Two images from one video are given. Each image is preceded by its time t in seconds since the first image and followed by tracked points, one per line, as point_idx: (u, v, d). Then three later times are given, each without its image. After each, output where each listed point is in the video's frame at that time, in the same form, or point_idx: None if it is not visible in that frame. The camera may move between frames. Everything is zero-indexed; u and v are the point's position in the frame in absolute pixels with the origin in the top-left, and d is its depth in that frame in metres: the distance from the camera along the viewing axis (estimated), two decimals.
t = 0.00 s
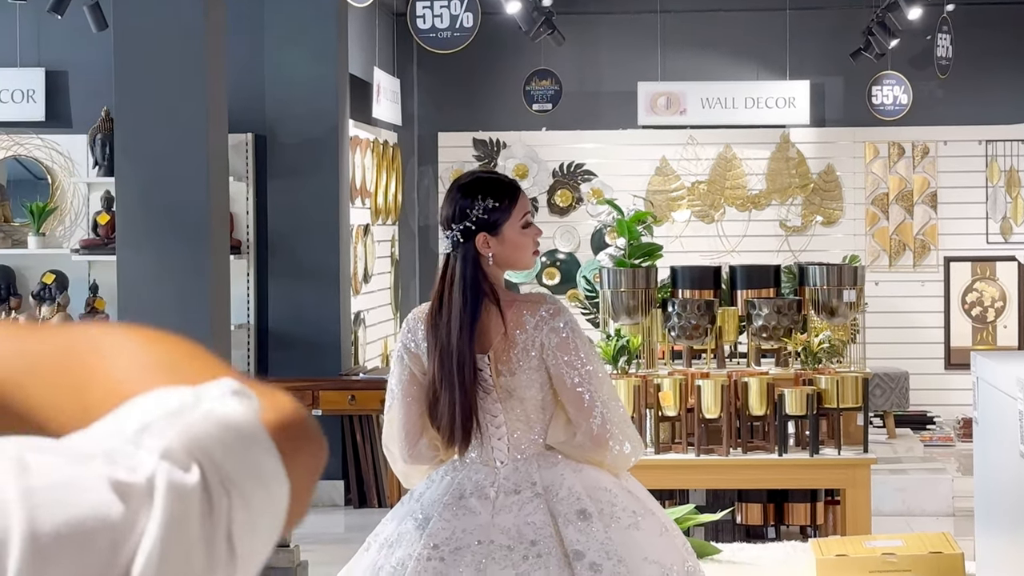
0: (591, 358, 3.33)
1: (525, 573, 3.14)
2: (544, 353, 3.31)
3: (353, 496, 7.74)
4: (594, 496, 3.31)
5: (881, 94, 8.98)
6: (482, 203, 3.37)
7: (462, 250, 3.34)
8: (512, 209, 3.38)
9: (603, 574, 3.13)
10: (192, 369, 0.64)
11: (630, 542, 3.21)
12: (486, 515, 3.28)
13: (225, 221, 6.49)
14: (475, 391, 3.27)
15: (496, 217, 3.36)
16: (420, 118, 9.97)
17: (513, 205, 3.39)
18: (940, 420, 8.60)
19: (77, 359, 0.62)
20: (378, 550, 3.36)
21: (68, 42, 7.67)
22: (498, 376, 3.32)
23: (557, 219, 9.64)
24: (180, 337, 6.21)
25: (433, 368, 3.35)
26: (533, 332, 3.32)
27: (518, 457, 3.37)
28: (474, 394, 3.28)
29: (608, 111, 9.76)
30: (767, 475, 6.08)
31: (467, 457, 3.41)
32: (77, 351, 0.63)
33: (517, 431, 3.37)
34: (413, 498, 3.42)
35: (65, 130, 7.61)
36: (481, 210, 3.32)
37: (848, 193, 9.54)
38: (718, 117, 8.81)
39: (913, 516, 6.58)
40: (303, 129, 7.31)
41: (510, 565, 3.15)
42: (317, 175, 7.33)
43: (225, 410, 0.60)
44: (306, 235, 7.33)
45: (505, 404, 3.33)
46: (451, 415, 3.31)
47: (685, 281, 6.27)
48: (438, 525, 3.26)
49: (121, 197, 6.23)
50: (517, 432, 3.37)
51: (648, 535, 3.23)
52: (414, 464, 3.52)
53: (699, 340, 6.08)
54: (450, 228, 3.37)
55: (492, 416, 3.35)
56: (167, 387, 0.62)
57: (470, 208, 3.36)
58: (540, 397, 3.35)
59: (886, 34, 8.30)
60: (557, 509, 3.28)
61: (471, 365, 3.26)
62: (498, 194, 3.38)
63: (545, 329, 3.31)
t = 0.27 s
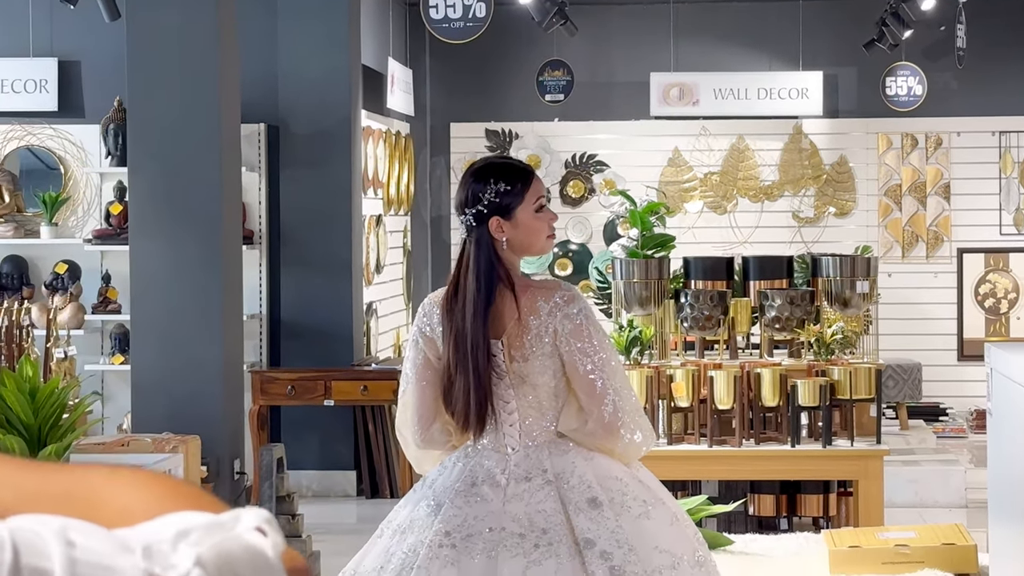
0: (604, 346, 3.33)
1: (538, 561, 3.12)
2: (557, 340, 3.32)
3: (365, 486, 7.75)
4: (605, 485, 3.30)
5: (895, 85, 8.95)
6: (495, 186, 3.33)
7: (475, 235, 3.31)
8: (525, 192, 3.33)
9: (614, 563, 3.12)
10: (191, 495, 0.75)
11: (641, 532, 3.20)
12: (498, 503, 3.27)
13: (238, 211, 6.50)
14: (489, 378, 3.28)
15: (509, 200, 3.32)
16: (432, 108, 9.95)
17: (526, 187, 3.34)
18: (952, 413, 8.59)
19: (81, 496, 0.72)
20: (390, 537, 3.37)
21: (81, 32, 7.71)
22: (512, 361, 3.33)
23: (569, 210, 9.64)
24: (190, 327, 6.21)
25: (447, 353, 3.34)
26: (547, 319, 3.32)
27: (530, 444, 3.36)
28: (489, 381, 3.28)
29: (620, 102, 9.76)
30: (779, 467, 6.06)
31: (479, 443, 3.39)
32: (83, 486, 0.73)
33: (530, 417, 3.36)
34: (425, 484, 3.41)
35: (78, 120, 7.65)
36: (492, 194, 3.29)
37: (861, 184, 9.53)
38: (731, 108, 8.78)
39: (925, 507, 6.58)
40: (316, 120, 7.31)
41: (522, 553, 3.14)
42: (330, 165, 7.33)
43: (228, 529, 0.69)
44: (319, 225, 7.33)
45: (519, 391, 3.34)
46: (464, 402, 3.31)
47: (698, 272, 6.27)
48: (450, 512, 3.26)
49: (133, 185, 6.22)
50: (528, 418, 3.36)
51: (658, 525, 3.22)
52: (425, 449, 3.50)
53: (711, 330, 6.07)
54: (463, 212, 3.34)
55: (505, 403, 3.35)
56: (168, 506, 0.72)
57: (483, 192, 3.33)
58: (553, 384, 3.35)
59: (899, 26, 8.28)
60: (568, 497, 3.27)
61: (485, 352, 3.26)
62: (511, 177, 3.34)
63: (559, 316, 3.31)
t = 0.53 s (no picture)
0: (619, 334, 3.28)
1: (550, 550, 3.10)
2: (573, 326, 3.28)
3: (384, 477, 7.77)
4: (618, 474, 3.25)
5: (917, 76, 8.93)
6: (519, 171, 3.29)
7: (496, 220, 3.28)
8: (548, 179, 3.28)
9: (626, 552, 3.08)
10: None
11: (652, 521, 3.15)
12: (510, 491, 3.24)
13: (259, 202, 6.51)
14: (505, 361, 3.25)
15: (532, 186, 3.27)
16: (452, 99, 9.94)
17: (550, 175, 3.29)
18: (972, 405, 8.57)
19: None
20: (404, 525, 3.35)
21: (103, 24, 7.76)
22: (527, 346, 3.30)
23: (589, 201, 9.62)
24: (211, 320, 6.22)
25: (464, 336, 3.32)
26: (564, 305, 3.29)
27: (542, 431, 3.33)
28: (505, 365, 3.25)
29: (640, 92, 9.74)
30: (801, 458, 6.06)
31: (492, 429, 3.37)
32: None
33: (543, 404, 3.33)
34: (438, 472, 3.39)
35: (98, 111, 7.70)
36: (515, 179, 3.24)
37: (881, 175, 9.57)
38: (751, 99, 8.80)
39: (946, 500, 6.58)
40: (336, 110, 7.33)
41: (534, 542, 3.12)
42: (352, 156, 7.36)
43: None
44: (340, 216, 7.36)
45: (533, 377, 3.31)
46: (481, 384, 3.30)
47: (718, 264, 6.26)
48: (462, 500, 3.22)
49: (154, 176, 6.25)
50: (542, 405, 3.33)
51: (670, 514, 3.17)
52: (439, 434, 3.49)
53: (731, 322, 6.07)
54: (486, 196, 3.31)
55: (519, 388, 3.32)
56: None
57: (506, 177, 3.29)
58: (567, 371, 3.32)
59: (921, 17, 8.27)
60: (580, 485, 3.23)
61: (501, 335, 3.23)
62: (535, 163, 3.29)
63: (576, 302, 3.28)
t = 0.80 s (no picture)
0: (630, 321, 3.10)
1: (559, 539, 2.94)
2: (583, 314, 3.09)
3: (404, 471, 7.80)
4: (627, 463, 3.08)
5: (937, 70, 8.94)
6: (537, 158, 3.09)
7: (510, 207, 3.09)
8: (566, 170, 3.09)
9: (636, 541, 2.93)
10: None
11: (662, 510, 3.00)
12: (518, 480, 3.06)
13: (278, 196, 6.51)
14: (511, 346, 3.08)
15: (549, 175, 3.08)
16: (472, 92, 9.94)
17: (569, 166, 3.10)
18: (991, 400, 8.57)
19: None
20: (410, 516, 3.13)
21: (123, 17, 7.81)
22: (536, 334, 3.12)
23: (609, 196, 9.61)
24: (230, 313, 6.23)
25: (472, 322, 3.14)
26: (573, 293, 3.10)
27: (550, 420, 3.14)
28: (511, 351, 3.08)
29: (659, 86, 9.73)
30: (820, 453, 6.05)
31: (499, 418, 3.18)
32: None
33: (551, 393, 3.14)
34: (444, 462, 3.17)
35: (118, 104, 7.75)
36: (533, 168, 3.06)
37: (901, 170, 9.50)
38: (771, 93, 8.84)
39: (965, 495, 6.58)
40: (354, 104, 7.36)
41: (544, 531, 2.95)
42: (372, 150, 7.40)
43: None
44: (360, 210, 7.40)
45: (541, 365, 3.11)
46: (486, 370, 3.11)
47: (738, 258, 6.22)
48: (470, 490, 3.03)
49: (172, 170, 6.25)
50: (550, 393, 3.14)
51: (680, 503, 3.02)
52: (444, 426, 3.29)
53: (750, 316, 6.07)
54: (501, 180, 3.12)
55: (526, 376, 3.11)
56: None
57: (524, 162, 3.09)
58: (577, 359, 3.13)
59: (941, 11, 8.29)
60: (588, 474, 3.06)
61: (509, 321, 3.07)
62: (556, 151, 3.10)
63: (586, 290, 3.09)
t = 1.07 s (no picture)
0: (643, 311, 3.07)
1: (572, 528, 2.91)
2: (596, 304, 3.06)
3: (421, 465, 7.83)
4: (638, 453, 3.05)
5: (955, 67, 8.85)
6: (557, 147, 3.07)
7: (526, 193, 3.07)
8: (584, 160, 3.06)
9: (648, 530, 2.91)
10: None
11: (673, 501, 2.98)
12: (531, 469, 3.04)
13: (295, 191, 6.52)
14: (524, 334, 3.04)
15: (567, 164, 3.06)
16: (489, 87, 9.95)
17: (587, 157, 3.07)
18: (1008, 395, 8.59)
19: None
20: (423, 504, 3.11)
21: (141, 11, 7.87)
22: (548, 323, 3.08)
23: (626, 191, 9.64)
24: (248, 308, 6.23)
25: (485, 309, 3.10)
26: (586, 283, 3.07)
27: (562, 409, 3.10)
28: (524, 339, 3.05)
29: (676, 81, 9.74)
30: (838, 447, 6.02)
31: (512, 407, 3.14)
32: None
33: (563, 383, 3.10)
34: (457, 451, 3.14)
35: (136, 99, 7.84)
36: (551, 156, 3.03)
37: (920, 165, 9.56)
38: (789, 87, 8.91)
39: (981, 490, 6.59)
40: (372, 100, 7.42)
41: (556, 519, 2.93)
42: (390, 145, 7.45)
43: None
44: (377, 205, 7.44)
45: (553, 354, 3.08)
46: (500, 358, 3.07)
47: (755, 253, 6.25)
48: (483, 478, 3.01)
49: (190, 166, 6.26)
50: (562, 383, 3.10)
51: (692, 493, 3.00)
52: (455, 415, 3.25)
53: (769, 312, 6.05)
54: (519, 166, 3.10)
55: (539, 365, 3.09)
56: None
57: (542, 150, 3.07)
58: (590, 349, 3.09)
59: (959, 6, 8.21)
60: (600, 464, 3.04)
61: (522, 308, 3.04)
62: (576, 141, 3.07)
63: (599, 280, 3.06)
